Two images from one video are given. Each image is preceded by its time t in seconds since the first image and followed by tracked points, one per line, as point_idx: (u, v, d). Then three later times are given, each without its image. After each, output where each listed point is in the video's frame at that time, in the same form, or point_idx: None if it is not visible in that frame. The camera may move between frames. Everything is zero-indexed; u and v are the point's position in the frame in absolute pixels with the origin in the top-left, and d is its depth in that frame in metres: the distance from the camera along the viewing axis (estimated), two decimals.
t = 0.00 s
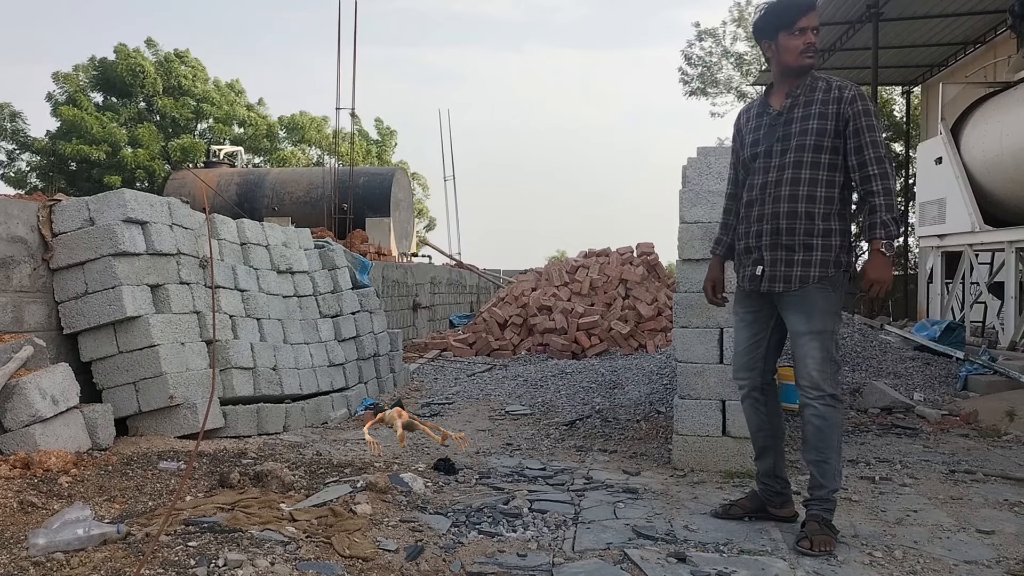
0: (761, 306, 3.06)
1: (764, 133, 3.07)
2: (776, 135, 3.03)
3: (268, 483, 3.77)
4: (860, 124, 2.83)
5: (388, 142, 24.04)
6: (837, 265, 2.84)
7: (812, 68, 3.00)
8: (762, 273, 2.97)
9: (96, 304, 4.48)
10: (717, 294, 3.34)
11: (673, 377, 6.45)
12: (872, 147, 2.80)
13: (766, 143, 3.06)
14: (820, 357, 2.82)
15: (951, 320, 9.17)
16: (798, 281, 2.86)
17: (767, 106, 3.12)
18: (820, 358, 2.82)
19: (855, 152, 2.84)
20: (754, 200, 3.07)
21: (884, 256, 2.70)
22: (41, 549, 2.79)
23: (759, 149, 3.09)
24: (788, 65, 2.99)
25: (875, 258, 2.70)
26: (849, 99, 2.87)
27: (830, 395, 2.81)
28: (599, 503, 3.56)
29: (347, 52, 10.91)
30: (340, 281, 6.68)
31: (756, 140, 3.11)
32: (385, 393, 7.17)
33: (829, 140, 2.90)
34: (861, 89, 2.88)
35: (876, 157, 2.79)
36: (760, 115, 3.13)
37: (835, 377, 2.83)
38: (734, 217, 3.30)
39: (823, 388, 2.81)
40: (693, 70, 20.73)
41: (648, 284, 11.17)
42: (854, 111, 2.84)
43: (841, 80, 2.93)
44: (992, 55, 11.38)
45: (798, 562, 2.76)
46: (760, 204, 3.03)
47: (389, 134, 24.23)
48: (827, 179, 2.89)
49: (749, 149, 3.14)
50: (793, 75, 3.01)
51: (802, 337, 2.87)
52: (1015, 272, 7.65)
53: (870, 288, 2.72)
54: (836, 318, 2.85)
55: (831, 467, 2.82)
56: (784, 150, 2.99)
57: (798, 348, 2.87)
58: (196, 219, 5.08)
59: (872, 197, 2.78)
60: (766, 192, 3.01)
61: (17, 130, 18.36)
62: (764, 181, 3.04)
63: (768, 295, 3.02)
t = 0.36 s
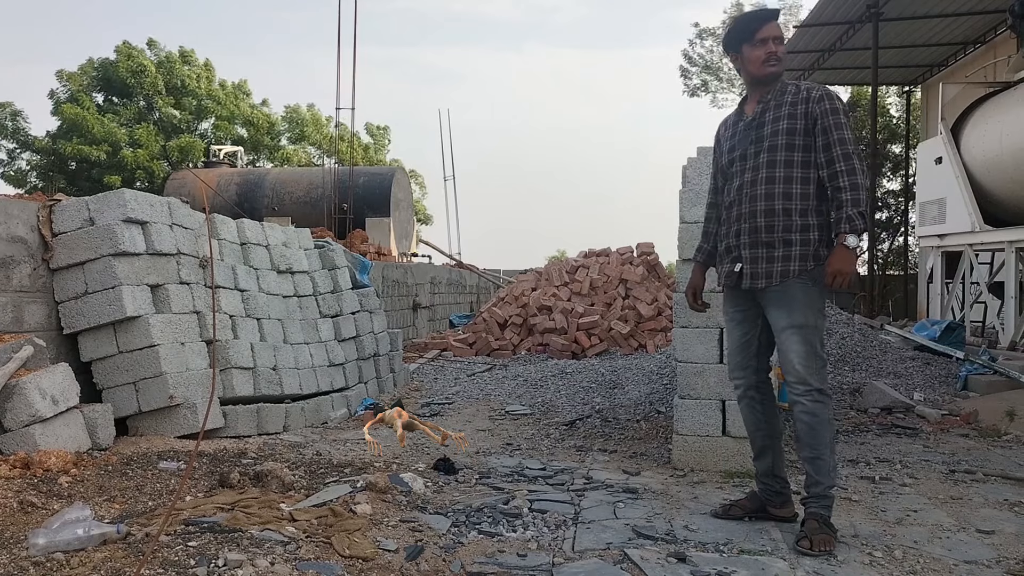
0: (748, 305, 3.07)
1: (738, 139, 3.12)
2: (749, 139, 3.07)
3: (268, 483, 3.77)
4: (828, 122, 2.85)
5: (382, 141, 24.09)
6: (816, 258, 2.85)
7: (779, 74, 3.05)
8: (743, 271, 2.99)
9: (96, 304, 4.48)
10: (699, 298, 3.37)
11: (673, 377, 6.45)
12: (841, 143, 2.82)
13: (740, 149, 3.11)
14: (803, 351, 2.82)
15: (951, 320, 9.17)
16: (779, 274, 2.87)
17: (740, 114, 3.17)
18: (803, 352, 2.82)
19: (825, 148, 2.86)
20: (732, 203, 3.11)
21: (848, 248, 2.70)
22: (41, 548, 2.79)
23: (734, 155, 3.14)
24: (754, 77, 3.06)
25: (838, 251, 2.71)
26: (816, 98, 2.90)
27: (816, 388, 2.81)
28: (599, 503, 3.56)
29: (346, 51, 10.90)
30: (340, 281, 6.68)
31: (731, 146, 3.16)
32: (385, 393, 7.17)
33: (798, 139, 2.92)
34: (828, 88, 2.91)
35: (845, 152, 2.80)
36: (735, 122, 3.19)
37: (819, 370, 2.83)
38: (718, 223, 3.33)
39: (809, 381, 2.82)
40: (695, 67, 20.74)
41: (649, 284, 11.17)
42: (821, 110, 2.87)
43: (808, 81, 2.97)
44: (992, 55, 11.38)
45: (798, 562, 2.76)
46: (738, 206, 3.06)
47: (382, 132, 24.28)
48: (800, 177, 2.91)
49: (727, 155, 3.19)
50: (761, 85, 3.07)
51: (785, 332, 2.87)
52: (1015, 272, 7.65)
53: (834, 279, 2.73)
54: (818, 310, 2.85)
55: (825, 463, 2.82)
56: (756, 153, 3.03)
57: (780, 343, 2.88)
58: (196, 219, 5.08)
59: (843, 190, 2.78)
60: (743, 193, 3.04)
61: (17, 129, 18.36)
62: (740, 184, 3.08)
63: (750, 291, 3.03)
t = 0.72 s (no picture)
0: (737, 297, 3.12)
1: (724, 142, 3.16)
2: (732, 142, 3.11)
3: (268, 483, 3.77)
4: (802, 118, 2.85)
5: (380, 141, 24.10)
6: (793, 253, 2.85)
7: (760, 77, 3.07)
8: (726, 270, 3.04)
9: (96, 304, 4.48)
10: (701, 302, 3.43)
11: (673, 377, 6.44)
12: (814, 137, 2.81)
13: (725, 152, 3.14)
14: (768, 342, 2.88)
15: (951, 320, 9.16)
16: (752, 266, 2.90)
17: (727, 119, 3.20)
18: (768, 343, 2.87)
19: (798, 145, 2.86)
20: (719, 204, 3.14)
21: (816, 242, 2.70)
22: (41, 549, 2.79)
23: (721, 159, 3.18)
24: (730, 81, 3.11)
25: (808, 245, 2.72)
26: (789, 97, 2.91)
27: (775, 382, 2.87)
28: (599, 503, 3.56)
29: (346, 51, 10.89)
30: (340, 281, 6.68)
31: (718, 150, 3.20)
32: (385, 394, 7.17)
33: (774, 138, 2.93)
34: (803, 86, 2.91)
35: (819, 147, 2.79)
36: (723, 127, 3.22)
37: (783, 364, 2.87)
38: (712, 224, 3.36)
39: (773, 373, 2.87)
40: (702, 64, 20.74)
41: (649, 284, 11.16)
42: (794, 107, 2.88)
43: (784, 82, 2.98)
44: (992, 55, 11.38)
45: (798, 562, 2.76)
46: (722, 208, 3.10)
47: (380, 132, 24.28)
48: (777, 175, 2.91)
49: (717, 160, 3.23)
50: (741, 91, 3.11)
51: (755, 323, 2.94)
52: (1015, 272, 7.65)
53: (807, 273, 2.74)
54: (788, 302, 2.87)
55: (795, 456, 2.89)
56: (738, 155, 3.06)
57: (750, 334, 2.94)
58: (195, 219, 5.07)
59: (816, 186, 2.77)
60: (726, 195, 3.08)
61: (18, 129, 18.35)
62: (725, 186, 3.12)
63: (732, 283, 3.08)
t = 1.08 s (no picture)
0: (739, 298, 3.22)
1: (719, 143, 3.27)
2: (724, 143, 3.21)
3: (268, 483, 3.77)
4: (777, 121, 2.89)
5: (376, 143, 24.10)
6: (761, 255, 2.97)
7: (744, 78, 3.12)
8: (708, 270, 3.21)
9: (95, 304, 4.47)
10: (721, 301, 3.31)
11: (673, 377, 6.44)
12: (787, 140, 2.85)
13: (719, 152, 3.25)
14: (733, 344, 3.01)
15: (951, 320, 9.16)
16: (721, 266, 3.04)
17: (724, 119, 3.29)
18: (733, 345, 3.01)
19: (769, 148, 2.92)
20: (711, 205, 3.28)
21: (773, 250, 2.81)
22: (41, 548, 2.79)
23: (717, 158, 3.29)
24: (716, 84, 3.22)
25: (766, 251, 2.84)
26: (766, 99, 2.96)
27: (736, 384, 2.99)
28: (599, 503, 3.56)
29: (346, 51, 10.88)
30: (339, 281, 6.68)
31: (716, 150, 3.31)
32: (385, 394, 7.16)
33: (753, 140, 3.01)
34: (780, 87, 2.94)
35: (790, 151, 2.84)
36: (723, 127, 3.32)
37: (746, 368, 2.97)
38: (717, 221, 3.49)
39: (736, 375, 3.00)
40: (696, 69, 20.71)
41: (649, 284, 11.16)
42: (770, 109, 2.92)
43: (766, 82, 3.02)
44: (992, 55, 11.37)
45: (798, 562, 2.76)
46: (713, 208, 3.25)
47: (376, 135, 24.27)
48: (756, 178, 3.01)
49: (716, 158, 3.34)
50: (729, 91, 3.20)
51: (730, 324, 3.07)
52: (1016, 272, 7.65)
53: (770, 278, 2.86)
54: (755, 306, 2.95)
55: (754, 459, 2.98)
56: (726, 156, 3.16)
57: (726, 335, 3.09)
58: (195, 219, 5.07)
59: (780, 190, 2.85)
60: (716, 196, 3.22)
61: (18, 129, 18.35)
62: (717, 186, 3.24)
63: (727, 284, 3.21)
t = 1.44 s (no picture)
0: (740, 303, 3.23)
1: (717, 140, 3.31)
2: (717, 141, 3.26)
3: (268, 483, 3.77)
4: (726, 124, 2.94)
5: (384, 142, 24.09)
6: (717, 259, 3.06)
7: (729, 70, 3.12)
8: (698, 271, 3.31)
9: (96, 304, 4.48)
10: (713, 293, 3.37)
11: (673, 377, 6.45)
12: (729, 145, 2.90)
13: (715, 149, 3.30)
14: (729, 351, 3.03)
15: (951, 320, 9.16)
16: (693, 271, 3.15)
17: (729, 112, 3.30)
18: (730, 352, 3.03)
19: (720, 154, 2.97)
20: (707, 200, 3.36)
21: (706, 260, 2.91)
22: (41, 548, 2.79)
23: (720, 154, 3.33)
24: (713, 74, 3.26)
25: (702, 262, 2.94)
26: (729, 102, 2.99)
27: (738, 389, 2.99)
28: (599, 503, 3.56)
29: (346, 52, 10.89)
30: (340, 281, 6.68)
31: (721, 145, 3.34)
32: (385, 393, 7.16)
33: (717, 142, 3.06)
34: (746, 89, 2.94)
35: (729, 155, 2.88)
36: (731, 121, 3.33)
37: (745, 373, 2.98)
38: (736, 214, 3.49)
39: (736, 382, 3.01)
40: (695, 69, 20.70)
41: (649, 284, 11.15)
42: (726, 113, 2.97)
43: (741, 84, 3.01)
44: (992, 55, 11.38)
45: (798, 562, 2.76)
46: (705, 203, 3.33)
47: (377, 135, 24.25)
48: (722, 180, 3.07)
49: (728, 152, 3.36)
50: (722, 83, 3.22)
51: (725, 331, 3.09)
52: (1015, 272, 7.65)
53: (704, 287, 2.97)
54: (744, 309, 2.97)
55: (759, 462, 2.97)
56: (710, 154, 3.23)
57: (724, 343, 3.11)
58: (195, 218, 5.08)
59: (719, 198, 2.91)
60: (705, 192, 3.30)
61: (18, 129, 18.36)
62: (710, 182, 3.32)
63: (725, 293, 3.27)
